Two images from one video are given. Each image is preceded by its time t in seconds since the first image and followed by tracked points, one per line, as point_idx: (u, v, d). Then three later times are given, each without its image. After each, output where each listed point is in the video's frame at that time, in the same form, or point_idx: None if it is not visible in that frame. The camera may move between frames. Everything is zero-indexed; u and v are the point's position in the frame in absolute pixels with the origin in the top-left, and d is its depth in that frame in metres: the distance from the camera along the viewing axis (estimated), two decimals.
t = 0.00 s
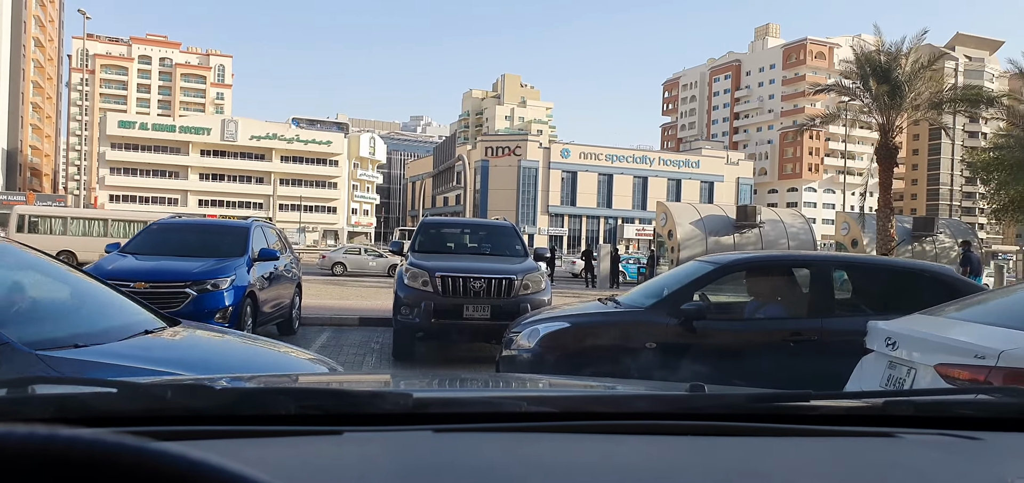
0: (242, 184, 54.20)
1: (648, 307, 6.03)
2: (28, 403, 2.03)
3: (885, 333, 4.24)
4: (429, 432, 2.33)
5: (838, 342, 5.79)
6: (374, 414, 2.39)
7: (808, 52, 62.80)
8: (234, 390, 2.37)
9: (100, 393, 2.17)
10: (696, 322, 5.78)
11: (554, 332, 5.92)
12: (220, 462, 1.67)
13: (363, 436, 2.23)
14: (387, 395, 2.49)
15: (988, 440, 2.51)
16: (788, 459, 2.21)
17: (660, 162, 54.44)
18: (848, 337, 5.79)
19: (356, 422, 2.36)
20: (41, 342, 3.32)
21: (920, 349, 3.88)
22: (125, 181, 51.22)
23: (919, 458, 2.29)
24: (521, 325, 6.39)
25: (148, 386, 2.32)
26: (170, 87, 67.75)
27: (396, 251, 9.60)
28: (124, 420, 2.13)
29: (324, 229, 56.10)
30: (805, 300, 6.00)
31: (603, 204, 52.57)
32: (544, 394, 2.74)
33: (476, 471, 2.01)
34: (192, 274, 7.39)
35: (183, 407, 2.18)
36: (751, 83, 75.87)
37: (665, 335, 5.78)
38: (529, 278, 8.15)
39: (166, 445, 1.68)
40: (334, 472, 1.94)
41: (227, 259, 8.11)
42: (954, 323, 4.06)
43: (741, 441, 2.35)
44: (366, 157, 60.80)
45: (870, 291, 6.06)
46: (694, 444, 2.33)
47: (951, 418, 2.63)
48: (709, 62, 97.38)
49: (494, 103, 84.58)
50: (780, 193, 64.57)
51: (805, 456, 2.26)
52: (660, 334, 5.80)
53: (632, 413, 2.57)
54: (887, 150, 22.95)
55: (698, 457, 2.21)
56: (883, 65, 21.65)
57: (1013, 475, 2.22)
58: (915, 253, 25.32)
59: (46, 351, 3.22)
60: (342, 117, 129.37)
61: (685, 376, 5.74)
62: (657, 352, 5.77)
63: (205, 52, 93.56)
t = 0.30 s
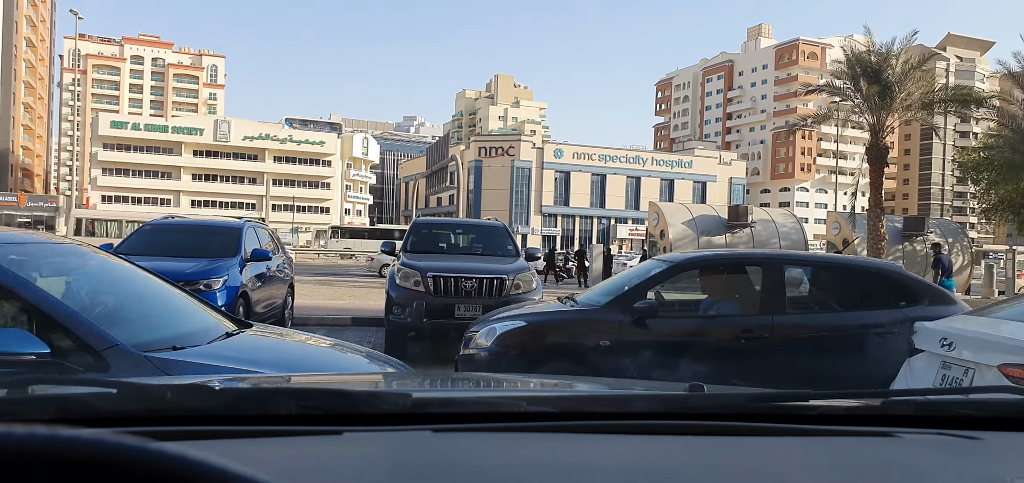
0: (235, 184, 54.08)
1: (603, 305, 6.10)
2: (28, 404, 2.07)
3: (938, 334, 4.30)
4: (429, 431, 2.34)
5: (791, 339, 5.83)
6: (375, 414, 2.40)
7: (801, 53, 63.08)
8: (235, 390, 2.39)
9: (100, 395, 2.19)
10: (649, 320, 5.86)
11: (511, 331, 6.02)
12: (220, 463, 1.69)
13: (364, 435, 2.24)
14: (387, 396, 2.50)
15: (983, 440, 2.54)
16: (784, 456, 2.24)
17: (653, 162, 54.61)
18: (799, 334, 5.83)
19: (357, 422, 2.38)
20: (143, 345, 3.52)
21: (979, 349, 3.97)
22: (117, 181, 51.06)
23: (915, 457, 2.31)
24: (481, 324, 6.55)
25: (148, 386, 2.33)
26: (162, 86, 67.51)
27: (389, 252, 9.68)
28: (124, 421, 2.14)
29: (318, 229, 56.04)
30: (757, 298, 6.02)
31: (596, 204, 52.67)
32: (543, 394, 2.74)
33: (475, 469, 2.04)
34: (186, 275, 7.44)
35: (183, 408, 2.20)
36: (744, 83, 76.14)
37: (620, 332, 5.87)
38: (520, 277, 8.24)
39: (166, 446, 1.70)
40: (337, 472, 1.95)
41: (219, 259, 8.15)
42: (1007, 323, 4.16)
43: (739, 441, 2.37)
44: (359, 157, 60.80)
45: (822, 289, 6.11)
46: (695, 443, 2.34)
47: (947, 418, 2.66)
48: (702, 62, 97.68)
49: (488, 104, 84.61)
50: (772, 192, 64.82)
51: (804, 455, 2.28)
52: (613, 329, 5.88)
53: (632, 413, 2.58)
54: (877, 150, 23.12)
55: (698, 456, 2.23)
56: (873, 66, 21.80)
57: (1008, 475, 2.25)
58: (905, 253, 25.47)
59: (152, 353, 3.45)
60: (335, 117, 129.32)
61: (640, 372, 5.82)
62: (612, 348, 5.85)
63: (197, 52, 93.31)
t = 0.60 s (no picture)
0: (230, 183, 53.99)
1: (566, 302, 6.23)
2: (29, 403, 2.12)
3: (1001, 333, 4.97)
4: (429, 431, 2.33)
5: (747, 335, 5.87)
6: (375, 413, 2.41)
7: (795, 52, 63.31)
8: (238, 388, 2.40)
9: (102, 393, 2.21)
10: (610, 317, 5.98)
11: (475, 330, 6.16)
12: (222, 460, 1.72)
13: (363, 435, 2.24)
14: (386, 394, 2.49)
15: (984, 439, 2.54)
16: (782, 455, 2.25)
17: (648, 161, 54.74)
18: (757, 330, 5.87)
19: (357, 421, 2.39)
20: (247, 345, 3.63)
21: None
22: (112, 180, 50.96)
23: (915, 456, 2.31)
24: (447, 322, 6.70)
25: (150, 384, 2.34)
26: (156, 85, 67.35)
27: (383, 251, 9.69)
28: (127, 419, 2.15)
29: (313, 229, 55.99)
30: (713, 297, 6.08)
31: (591, 203, 52.77)
32: (544, 393, 2.73)
33: (474, 468, 2.03)
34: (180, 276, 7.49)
35: (185, 407, 2.21)
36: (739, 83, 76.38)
37: (581, 329, 5.98)
38: (514, 277, 8.32)
39: (166, 446, 1.72)
40: (338, 471, 1.95)
41: (214, 259, 8.20)
42: None
43: (738, 439, 2.37)
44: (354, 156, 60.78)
45: (781, 287, 6.10)
46: (695, 443, 2.35)
47: (941, 415, 2.67)
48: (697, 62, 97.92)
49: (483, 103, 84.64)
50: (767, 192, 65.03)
51: (805, 454, 2.28)
52: (575, 327, 5.98)
53: (633, 413, 2.56)
54: (871, 149, 23.27)
55: (699, 456, 2.22)
56: (866, 66, 21.92)
57: (1009, 474, 2.24)
58: (898, 253, 25.55)
59: (255, 352, 3.56)
60: (330, 116, 129.48)
61: (599, 370, 5.91)
62: (572, 346, 5.96)
63: (192, 52, 93.09)
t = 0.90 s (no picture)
0: (225, 184, 53.96)
1: (537, 302, 6.33)
2: (29, 404, 2.16)
3: None
4: (427, 431, 2.31)
5: (713, 334, 5.94)
6: (373, 414, 2.38)
7: (790, 54, 63.52)
8: (236, 390, 2.40)
9: (101, 395, 2.23)
10: (579, 316, 6.07)
11: (445, 327, 6.22)
12: (218, 461, 1.72)
13: (362, 435, 2.21)
14: (385, 395, 2.48)
15: (983, 440, 2.48)
16: (781, 454, 2.22)
17: (643, 162, 54.90)
18: (724, 329, 5.93)
19: (355, 422, 2.36)
20: (343, 345, 3.72)
21: None
22: (107, 181, 50.93)
23: (919, 458, 2.26)
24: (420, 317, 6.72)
25: (149, 384, 2.36)
26: (152, 85, 67.28)
27: (378, 251, 9.73)
28: (126, 420, 2.17)
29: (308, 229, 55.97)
30: (680, 296, 6.13)
31: (587, 204, 52.89)
32: (543, 393, 2.70)
33: (473, 467, 1.99)
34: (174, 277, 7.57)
35: (183, 408, 2.22)
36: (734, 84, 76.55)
37: (548, 328, 6.09)
38: (508, 277, 8.34)
39: (162, 446, 1.73)
40: (334, 471, 1.93)
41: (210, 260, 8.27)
42: None
43: (735, 439, 2.34)
44: (350, 156, 60.79)
45: (748, 287, 6.13)
46: (695, 443, 2.32)
47: (948, 417, 2.62)
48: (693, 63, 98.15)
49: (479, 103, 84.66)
50: (763, 193, 65.23)
51: (807, 454, 2.25)
52: (543, 326, 6.10)
53: (632, 413, 2.54)
54: (865, 151, 23.37)
55: (698, 456, 2.20)
56: (861, 67, 21.97)
57: (1009, 474, 2.20)
58: (892, 254, 25.64)
59: (351, 352, 3.67)
60: (326, 117, 129.49)
61: (570, 369, 6.00)
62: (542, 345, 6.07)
63: (188, 52, 93.05)
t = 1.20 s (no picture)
0: (222, 183, 53.89)
1: (504, 301, 6.35)
2: (31, 403, 2.20)
3: None
4: (428, 430, 2.34)
5: (708, 334, 5.99)
6: (372, 413, 2.41)
7: (786, 53, 63.67)
8: (235, 389, 2.44)
9: (100, 395, 2.27)
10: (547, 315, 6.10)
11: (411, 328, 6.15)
12: (216, 461, 1.75)
13: (364, 434, 2.25)
14: (385, 393, 2.48)
15: (983, 438, 2.53)
16: (780, 453, 2.26)
17: (640, 162, 54.98)
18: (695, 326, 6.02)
19: (356, 420, 2.39)
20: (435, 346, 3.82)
21: None
22: (102, 180, 50.83)
23: (917, 456, 2.30)
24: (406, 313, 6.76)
25: (148, 383, 2.39)
26: (148, 85, 67.14)
27: (375, 251, 9.78)
28: (127, 419, 2.20)
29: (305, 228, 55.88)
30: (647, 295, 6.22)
31: (583, 204, 52.95)
32: (542, 392, 2.73)
33: (471, 466, 2.03)
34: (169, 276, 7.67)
35: (184, 407, 2.25)
36: (731, 83, 76.67)
37: (517, 326, 6.13)
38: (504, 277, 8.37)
39: (163, 446, 1.76)
40: (335, 472, 1.96)
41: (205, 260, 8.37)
42: None
43: (735, 439, 2.37)
44: (346, 156, 60.72)
45: (716, 285, 6.18)
46: (694, 441, 2.36)
47: (946, 416, 2.65)
48: (689, 62, 98.28)
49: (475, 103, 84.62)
50: (759, 192, 65.35)
51: (806, 454, 2.28)
52: (512, 324, 6.14)
53: (631, 412, 2.57)
54: (861, 151, 23.44)
55: (696, 455, 2.23)
56: (856, 67, 22.06)
57: (1009, 474, 2.23)
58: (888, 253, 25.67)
59: (441, 353, 3.77)
60: (323, 116, 129.28)
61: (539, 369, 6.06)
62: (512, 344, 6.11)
63: (184, 51, 92.85)
